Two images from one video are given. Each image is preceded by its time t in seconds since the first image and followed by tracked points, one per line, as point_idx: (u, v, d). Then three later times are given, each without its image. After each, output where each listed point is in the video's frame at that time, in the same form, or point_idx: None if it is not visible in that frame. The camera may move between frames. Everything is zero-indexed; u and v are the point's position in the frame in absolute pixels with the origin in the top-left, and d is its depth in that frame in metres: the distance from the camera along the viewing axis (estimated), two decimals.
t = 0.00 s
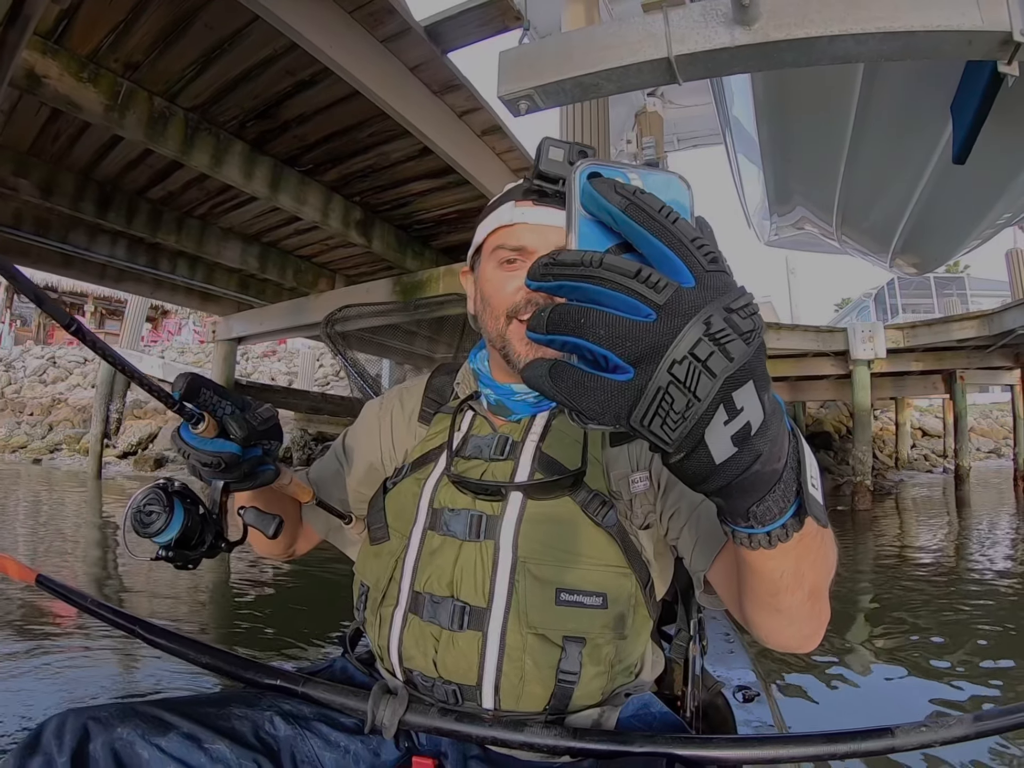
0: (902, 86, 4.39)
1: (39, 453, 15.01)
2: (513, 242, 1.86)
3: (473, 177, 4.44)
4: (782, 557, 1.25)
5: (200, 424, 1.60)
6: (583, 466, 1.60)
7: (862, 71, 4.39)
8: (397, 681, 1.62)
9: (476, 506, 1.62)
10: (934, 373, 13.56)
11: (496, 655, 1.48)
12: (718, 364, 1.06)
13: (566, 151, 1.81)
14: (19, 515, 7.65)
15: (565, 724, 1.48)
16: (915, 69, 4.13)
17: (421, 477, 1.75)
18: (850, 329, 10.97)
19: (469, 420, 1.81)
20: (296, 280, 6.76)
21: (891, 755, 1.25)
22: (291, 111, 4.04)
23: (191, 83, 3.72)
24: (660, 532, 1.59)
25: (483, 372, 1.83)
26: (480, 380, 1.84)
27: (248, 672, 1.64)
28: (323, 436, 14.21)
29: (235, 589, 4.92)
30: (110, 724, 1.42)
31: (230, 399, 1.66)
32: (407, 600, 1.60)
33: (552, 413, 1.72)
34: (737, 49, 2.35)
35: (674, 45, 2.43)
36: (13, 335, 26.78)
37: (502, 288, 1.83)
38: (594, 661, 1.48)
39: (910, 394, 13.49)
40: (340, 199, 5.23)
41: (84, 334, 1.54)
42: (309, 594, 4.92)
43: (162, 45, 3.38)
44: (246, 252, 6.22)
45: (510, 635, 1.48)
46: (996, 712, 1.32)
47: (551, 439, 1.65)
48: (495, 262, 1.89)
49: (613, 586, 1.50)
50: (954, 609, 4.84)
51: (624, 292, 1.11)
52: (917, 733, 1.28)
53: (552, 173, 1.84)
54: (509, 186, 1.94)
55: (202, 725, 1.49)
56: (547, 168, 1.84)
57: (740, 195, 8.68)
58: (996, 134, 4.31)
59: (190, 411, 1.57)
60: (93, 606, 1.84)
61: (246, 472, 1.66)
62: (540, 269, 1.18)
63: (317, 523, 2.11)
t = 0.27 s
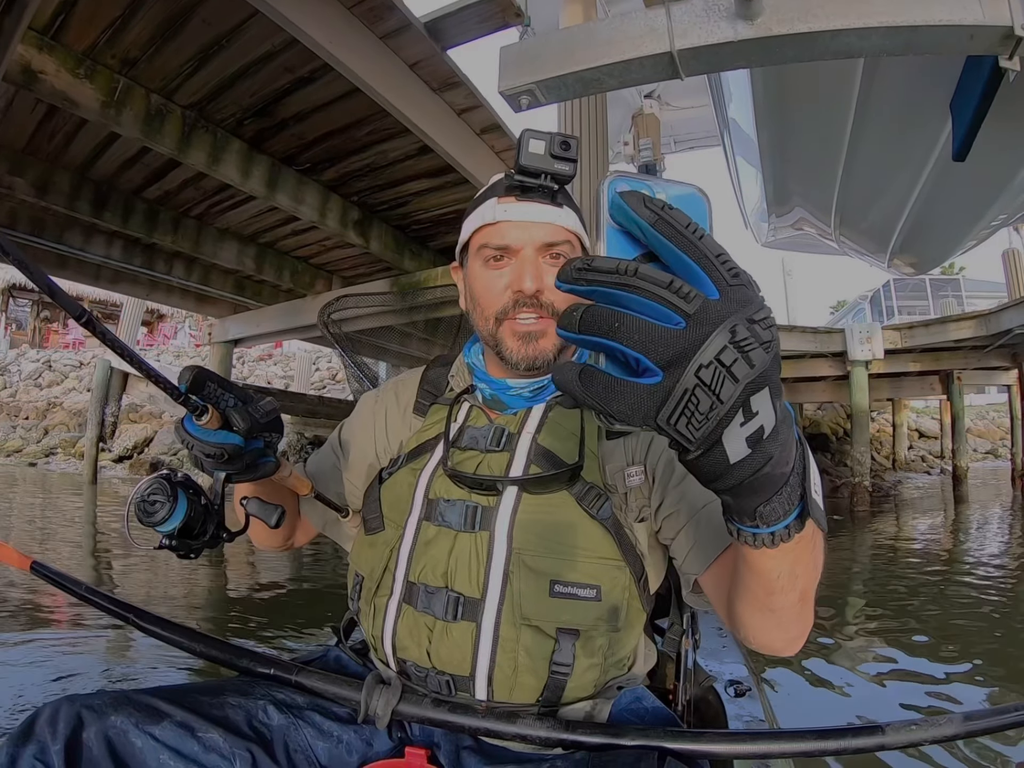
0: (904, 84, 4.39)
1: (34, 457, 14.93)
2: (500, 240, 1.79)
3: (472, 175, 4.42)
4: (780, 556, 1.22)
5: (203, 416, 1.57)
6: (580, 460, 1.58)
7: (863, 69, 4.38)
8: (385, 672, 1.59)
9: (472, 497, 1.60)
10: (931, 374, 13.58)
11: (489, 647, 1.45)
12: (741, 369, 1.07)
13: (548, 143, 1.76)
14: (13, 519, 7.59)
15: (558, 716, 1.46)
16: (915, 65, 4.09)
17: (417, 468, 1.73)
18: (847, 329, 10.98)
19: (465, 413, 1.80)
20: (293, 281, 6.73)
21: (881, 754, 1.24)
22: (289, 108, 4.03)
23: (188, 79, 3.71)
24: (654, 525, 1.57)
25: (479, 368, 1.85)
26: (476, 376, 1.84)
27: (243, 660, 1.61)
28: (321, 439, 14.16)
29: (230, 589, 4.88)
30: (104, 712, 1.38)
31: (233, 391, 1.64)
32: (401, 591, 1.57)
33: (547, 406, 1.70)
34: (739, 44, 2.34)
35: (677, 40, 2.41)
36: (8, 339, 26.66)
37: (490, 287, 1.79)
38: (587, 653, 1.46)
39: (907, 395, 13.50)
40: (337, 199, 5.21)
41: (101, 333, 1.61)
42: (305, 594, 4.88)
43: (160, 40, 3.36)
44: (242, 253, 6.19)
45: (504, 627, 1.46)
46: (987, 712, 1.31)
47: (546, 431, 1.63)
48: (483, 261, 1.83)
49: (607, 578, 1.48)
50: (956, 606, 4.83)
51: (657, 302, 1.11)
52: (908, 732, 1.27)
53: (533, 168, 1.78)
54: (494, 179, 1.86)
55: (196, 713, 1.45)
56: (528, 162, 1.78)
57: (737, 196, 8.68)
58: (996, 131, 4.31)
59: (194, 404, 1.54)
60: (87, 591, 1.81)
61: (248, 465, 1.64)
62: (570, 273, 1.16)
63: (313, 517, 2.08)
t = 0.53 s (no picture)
0: (900, 75, 4.34)
1: (32, 462, 14.89)
2: (497, 238, 1.70)
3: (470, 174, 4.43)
4: (769, 595, 1.28)
5: (201, 422, 1.56)
6: (574, 459, 1.56)
7: (860, 65, 4.36)
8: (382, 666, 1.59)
9: (466, 494, 1.56)
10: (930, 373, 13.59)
11: (483, 644, 1.43)
12: (772, 448, 1.12)
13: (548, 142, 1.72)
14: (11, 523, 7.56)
15: (551, 714, 1.44)
16: (912, 57, 4.07)
17: (412, 465, 1.69)
18: (846, 329, 11.00)
19: (460, 409, 1.76)
20: (291, 282, 6.73)
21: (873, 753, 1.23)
22: (288, 107, 4.03)
23: (186, 78, 3.71)
24: (646, 524, 1.57)
25: (472, 366, 1.78)
26: (470, 374, 1.78)
27: (235, 656, 1.60)
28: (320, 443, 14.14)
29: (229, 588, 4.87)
30: (96, 708, 1.39)
31: (231, 396, 1.62)
32: (394, 587, 1.55)
33: (542, 404, 1.68)
34: (736, 35, 2.39)
35: (676, 32, 2.45)
36: (6, 345, 26.61)
37: (487, 288, 1.70)
38: (580, 651, 1.45)
39: (906, 394, 13.51)
40: (336, 199, 5.22)
41: (101, 342, 1.59)
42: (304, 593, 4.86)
43: (158, 38, 3.36)
44: (241, 254, 6.19)
45: (498, 625, 1.44)
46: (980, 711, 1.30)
47: (541, 430, 1.62)
48: (478, 259, 1.72)
49: (599, 576, 1.47)
50: (958, 602, 4.82)
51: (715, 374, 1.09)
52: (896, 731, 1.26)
53: (534, 166, 1.71)
54: (490, 175, 1.79)
55: (188, 709, 1.45)
56: (528, 160, 1.71)
57: (735, 196, 8.71)
58: (994, 125, 4.32)
59: (192, 410, 1.54)
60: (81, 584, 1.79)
61: (247, 472, 1.63)
62: (627, 318, 1.08)
63: (308, 517, 2.06)
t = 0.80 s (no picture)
0: (895, 73, 4.34)
1: (35, 468, 14.89)
2: (495, 243, 1.71)
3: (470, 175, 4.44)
4: (704, 580, 1.21)
5: (205, 429, 1.57)
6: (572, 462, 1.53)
7: (855, 64, 4.38)
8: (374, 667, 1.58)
9: (463, 496, 1.55)
10: (930, 372, 13.58)
11: (479, 646, 1.41)
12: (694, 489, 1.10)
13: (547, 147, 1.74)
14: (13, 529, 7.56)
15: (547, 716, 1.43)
16: (907, 52, 4.07)
17: (408, 466, 1.69)
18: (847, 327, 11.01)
19: (456, 412, 1.75)
20: (292, 285, 6.75)
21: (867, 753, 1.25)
22: (288, 108, 4.05)
23: (188, 80, 3.73)
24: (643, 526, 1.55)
25: (471, 368, 1.75)
26: (468, 374, 1.77)
27: (230, 659, 1.59)
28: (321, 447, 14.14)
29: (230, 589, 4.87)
30: (89, 711, 1.35)
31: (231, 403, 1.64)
32: (391, 589, 1.54)
33: (539, 406, 1.64)
34: (731, 31, 2.45)
35: (672, 27, 2.51)
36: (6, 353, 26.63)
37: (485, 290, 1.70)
38: (577, 652, 1.43)
39: (907, 393, 13.51)
40: (336, 201, 5.24)
41: (103, 348, 1.61)
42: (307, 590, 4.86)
43: (160, 40, 3.38)
44: (242, 257, 6.21)
45: (493, 626, 1.42)
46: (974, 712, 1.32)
47: (537, 432, 1.59)
48: (477, 263, 1.75)
49: (596, 578, 1.44)
50: (962, 599, 4.81)
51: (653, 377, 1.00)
52: (892, 732, 1.27)
53: (531, 172, 1.73)
54: (490, 181, 1.80)
55: (181, 712, 1.43)
56: (525, 166, 1.73)
57: (734, 196, 8.74)
58: (991, 120, 4.33)
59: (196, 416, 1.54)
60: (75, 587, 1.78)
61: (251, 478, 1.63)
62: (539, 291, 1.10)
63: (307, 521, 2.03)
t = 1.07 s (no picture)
0: (889, 73, 4.36)
1: (39, 472, 14.92)
2: (476, 255, 1.68)
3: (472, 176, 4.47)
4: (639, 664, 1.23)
5: (206, 452, 1.58)
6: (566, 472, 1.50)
7: (852, 64, 4.41)
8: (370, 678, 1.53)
9: (457, 507, 1.50)
10: (932, 371, 13.54)
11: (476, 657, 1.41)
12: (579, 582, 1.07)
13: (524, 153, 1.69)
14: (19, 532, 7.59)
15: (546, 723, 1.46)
16: (900, 52, 4.10)
17: (401, 477, 1.63)
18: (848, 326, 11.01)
19: (449, 420, 1.70)
20: (296, 287, 6.79)
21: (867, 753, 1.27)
22: (291, 112, 4.08)
23: (192, 84, 3.76)
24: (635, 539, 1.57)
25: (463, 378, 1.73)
26: (461, 381, 1.74)
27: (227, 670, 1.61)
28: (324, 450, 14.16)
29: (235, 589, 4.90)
30: (86, 724, 1.37)
31: (233, 425, 1.63)
32: (385, 602, 1.50)
33: (533, 413, 1.62)
34: (726, 31, 2.48)
35: (668, 29, 2.54)
36: (10, 357, 26.72)
37: (473, 303, 1.67)
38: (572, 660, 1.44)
39: (910, 393, 13.49)
40: (339, 203, 5.28)
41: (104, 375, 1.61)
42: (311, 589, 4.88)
43: (164, 45, 3.41)
44: (245, 260, 6.24)
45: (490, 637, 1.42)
46: (970, 711, 1.36)
47: (531, 442, 1.55)
48: (459, 276, 1.72)
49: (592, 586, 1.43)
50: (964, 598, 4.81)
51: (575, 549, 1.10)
52: (891, 733, 1.31)
53: (509, 180, 1.68)
54: (471, 191, 1.76)
55: (178, 724, 1.45)
56: (503, 174, 1.68)
57: (734, 197, 8.76)
58: (986, 118, 4.36)
59: (195, 440, 1.55)
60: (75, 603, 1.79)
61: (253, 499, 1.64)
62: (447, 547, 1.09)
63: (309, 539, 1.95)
